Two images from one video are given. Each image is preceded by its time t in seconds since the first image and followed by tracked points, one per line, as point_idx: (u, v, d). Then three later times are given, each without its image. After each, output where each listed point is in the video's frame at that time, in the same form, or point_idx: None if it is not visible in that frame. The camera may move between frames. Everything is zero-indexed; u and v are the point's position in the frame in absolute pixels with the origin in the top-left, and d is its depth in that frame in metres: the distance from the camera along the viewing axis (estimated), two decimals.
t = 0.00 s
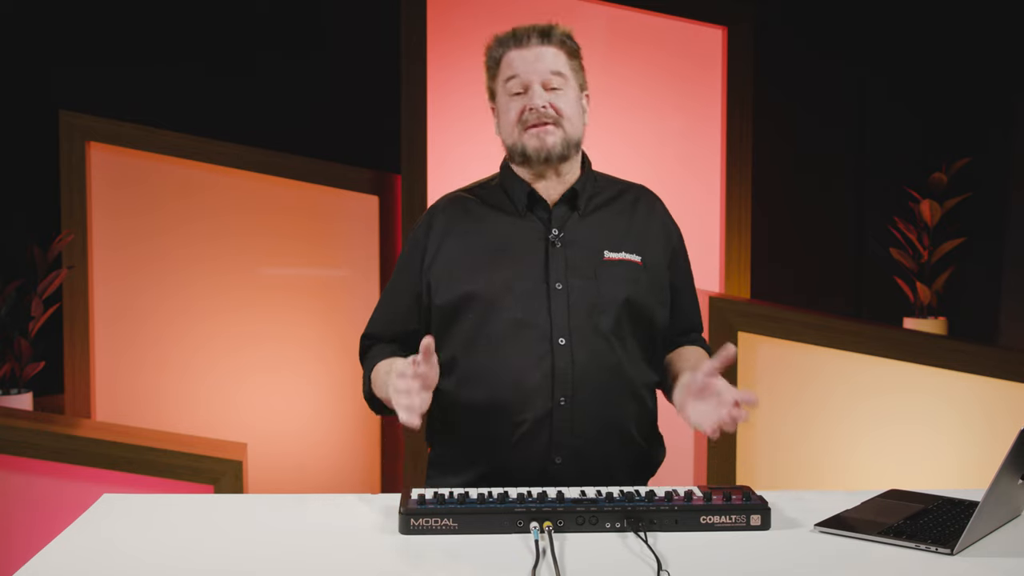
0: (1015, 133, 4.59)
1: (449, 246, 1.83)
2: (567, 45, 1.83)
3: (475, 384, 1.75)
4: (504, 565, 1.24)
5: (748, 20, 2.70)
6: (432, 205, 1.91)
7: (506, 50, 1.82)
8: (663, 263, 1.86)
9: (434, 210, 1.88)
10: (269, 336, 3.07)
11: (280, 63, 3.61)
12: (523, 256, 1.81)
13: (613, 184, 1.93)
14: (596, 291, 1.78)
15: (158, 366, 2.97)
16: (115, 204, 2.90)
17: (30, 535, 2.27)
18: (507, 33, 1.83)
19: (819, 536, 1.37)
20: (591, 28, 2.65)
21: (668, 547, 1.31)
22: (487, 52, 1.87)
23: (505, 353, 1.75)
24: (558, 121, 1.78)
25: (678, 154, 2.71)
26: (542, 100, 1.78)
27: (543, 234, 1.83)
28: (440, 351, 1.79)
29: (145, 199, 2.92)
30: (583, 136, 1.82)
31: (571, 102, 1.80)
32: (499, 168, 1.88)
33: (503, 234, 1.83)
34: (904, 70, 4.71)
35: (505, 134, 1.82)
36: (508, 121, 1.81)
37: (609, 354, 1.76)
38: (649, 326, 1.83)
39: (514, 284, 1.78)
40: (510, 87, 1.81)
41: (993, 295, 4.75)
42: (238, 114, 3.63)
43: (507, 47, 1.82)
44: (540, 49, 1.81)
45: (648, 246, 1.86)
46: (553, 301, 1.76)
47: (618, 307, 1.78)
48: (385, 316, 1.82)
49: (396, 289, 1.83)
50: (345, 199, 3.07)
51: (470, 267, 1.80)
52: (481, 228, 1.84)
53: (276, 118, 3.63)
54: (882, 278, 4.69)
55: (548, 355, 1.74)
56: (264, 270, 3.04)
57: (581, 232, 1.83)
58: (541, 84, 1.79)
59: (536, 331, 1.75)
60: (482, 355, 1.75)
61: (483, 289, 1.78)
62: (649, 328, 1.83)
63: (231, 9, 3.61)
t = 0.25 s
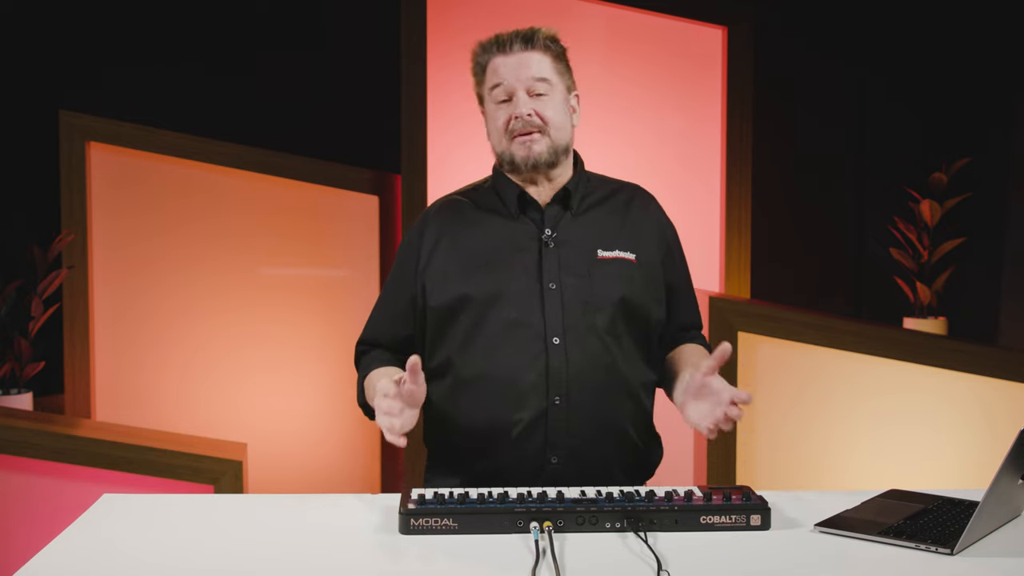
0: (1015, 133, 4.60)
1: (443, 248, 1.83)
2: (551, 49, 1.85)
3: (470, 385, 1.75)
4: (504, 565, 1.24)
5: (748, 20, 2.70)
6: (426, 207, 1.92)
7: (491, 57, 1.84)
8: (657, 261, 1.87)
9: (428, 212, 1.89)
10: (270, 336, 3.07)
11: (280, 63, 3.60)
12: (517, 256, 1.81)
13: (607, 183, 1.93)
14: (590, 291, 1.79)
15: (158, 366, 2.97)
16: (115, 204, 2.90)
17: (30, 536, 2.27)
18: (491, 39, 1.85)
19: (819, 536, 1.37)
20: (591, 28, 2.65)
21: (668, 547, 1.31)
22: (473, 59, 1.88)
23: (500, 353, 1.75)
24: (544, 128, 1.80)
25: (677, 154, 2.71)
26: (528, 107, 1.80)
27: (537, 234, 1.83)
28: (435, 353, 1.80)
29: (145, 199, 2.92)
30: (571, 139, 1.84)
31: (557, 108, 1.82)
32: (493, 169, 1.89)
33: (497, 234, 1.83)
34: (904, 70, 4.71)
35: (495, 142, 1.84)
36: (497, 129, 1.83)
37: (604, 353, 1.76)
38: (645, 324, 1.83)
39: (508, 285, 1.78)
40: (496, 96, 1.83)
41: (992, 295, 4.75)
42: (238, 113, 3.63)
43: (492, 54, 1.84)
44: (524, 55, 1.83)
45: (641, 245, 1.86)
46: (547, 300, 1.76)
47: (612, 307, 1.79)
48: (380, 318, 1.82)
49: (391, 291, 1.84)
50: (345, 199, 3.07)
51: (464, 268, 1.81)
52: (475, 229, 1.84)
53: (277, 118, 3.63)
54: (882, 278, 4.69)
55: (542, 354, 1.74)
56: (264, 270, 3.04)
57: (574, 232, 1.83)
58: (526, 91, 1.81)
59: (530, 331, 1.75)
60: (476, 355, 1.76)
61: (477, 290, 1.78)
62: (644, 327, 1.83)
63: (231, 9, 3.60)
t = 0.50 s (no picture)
0: (1014, 132, 4.61)
1: (441, 250, 1.84)
2: (542, 51, 1.85)
3: (469, 385, 1.75)
4: (504, 565, 1.24)
5: (748, 20, 2.70)
6: (424, 210, 1.92)
7: (483, 59, 1.85)
8: (655, 262, 1.87)
9: (425, 214, 1.89)
10: (270, 336, 3.07)
11: (280, 63, 3.60)
12: (515, 257, 1.81)
13: (603, 185, 1.93)
14: (588, 291, 1.79)
15: (158, 366, 2.97)
16: (115, 204, 2.90)
17: (30, 536, 2.27)
18: (483, 42, 1.86)
19: (819, 536, 1.37)
20: (591, 28, 2.65)
21: (668, 547, 1.31)
22: (466, 61, 1.90)
23: (499, 353, 1.75)
24: (533, 133, 1.80)
25: (678, 154, 2.71)
26: (516, 111, 1.81)
27: (534, 235, 1.83)
28: (433, 354, 1.79)
29: (145, 199, 2.92)
30: (563, 143, 1.84)
31: (546, 111, 1.82)
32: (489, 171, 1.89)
33: (495, 236, 1.83)
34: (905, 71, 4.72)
35: (486, 146, 1.86)
36: (488, 132, 1.84)
37: (603, 353, 1.76)
38: (643, 325, 1.83)
39: (506, 286, 1.78)
40: (486, 99, 1.84)
41: (992, 295, 4.75)
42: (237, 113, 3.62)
43: (483, 57, 1.86)
44: (514, 58, 1.83)
45: (639, 246, 1.87)
46: (546, 301, 1.76)
47: (610, 307, 1.79)
48: (378, 319, 1.82)
49: (390, 293, 1.84)
50: (345, 199, 3.06)
51: (462, 270, 1.81)
52: (473, 231, 1.84)
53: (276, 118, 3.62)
54: (882, 278, 4.69)
55: (541, 354, 1.74)
56: (264, 270, 3.04)
57: (572, 233, 1.83)
58: (515, 94, 1.82)
59: (529, 331, 1.75)
60: (475, 356, 1.75)
61: (476, 292, 1.78)
62: (642, 327, 1.83)
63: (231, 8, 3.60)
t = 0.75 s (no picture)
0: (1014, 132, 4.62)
1: (439, 247, 1.84)
2: (546, 50, 1.90)
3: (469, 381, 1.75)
4: (503, 565, 1.24)
5: (748, 20, 2.69)
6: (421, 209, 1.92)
7: (487, 58, 1.90)
8: (653, 258, 1.87)
9: (423, 212, 1.89)
10: (269, 336, 3.07)
11: (279, 64, 3.58)
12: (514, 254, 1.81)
13: (601, 182, 1.94)
14: (587, 287, 1.79)
15: (158, 366, 2.97)
16: (115, 204, 2.90)
17: (31, 536, 2.27)
18: (485, 41, 1.91)
19: (819, 536, 1.37)
20: (591, 28, 2.65)
21: (668, 547, 1.31)
22: (467, 61, 1.94)
23: (499, 349, 1.75)
24: (542, 129, 1.86)
25: (677, 154, 2.71)
26: (526, 108, 1.86)
27: (533, 232, 1.83)
28: (433, 351, 1.79)
29: (145, 199, 2.92)
30: (569, 139, 1.89)
31: (553, 108, 1.88)
32: (487, 169, 1.91)
33: (493, 233, 1.83)
34: (906, 70, 4.71)
35: (492, 143, 1.90)
36: (494, 129, 1.89)
37: (602, 348, 1.76)
38: (642, 321, 1.83)
39: (506, 282, 1.78)
40: (493, 97, 1.89)
41: (992, 295, 4.75)
42: (236, 114, 3.60)
43: (487, 55, 1.90)
44: (519, 56, 1.89)
45: (637, 241, 1.87)
46: (545, 297, 1.77)
47: (609, 303, 1.79)
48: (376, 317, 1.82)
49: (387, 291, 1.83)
50: (345, 199, 3.06)
51: (461, 266, 1.81)
52: (471, 228, 1.84)
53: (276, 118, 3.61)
54: (882, 278, 4.69)
55: (542, 349, 1.74)
56: (264, 270, 3.04)
57: (571, 229, 1.84)
58: (523, 92, 1.87)
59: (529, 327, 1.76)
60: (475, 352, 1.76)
61: (475, 288, 1.78)
62: (642, 322, 1.83)
63: (231, 8, 3.59)
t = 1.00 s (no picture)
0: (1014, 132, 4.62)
1: (437, 250, 1.83)
2: (534, 59, 1.85)
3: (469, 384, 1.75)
4: (503, 565, 1.24)
5: (748, 20, 2.69)
6: (419, 212, 1.92)
7: (473, 69, 1.85)
8: (651, 256, 1.87)
9: (421, 215, 1.89)
10: (269, 336, 3.07)
11: (279, 65, 3.58)
12: (512, 256, 1.81)
13: (598, 180, 1.93)
14: (586, 287, 1.79)
15: (158, 366, 2.97)
16: (115, 204, 2.90)
17: (31, 535, 2.27)
18: (473, 51, 1.85)
19: (819, 536, 1.37)
20: (591, 28, 2.65)
21: (668, 547, 1.31)
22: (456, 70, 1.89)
23: (499, 351, 1.75)
24: (529, 142, 1.80)
25: (677, 154, 2.71)
26: (511, 122, 1.81)
27: (531, 233, 1.83)
28: (433, 354, 1.79)
29: (145, 199, 2.92)
30: (557, 149, 1.84)
31: (540, 120, 1.82)
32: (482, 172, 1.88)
33: (491, 235, 1.83)
34: (906, 70, 4.71)
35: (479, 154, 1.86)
36: (481, 141, 1.84)
37: (602, 348, 1.76)
38: (641, 320, 1.83)
39: (505, 284, 1.78)
40: (479, 109, 1.84)
41: (992, 295, 4.75)
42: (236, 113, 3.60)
43: (474, 66, 1.85)
44: (506, 68, 1.83)
45: (634, 240, 1.87)
46: (544, 298, 1.77)
47: (608, 303, 1.79)
48: (376, 320, 1.82)
49: (387, 295, 1.84)
50: (345, 199, 3.06)
51: (460, 268, 1.81)
52: (470, 231, 1.84)
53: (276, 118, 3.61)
54: (882, 278, 4.69)
55: (541, 351, 1.75)
56: (264, 270, 3.04)
57: (569, 230, 1.84)
58: (509, 105, 1.82)
59: (528, 329, 1.76)
60: (475, 354, 1.76)
61: (474, 290, 1.78)
62: (641, 321, 1.83)
63: (231, 8, 3.58)
